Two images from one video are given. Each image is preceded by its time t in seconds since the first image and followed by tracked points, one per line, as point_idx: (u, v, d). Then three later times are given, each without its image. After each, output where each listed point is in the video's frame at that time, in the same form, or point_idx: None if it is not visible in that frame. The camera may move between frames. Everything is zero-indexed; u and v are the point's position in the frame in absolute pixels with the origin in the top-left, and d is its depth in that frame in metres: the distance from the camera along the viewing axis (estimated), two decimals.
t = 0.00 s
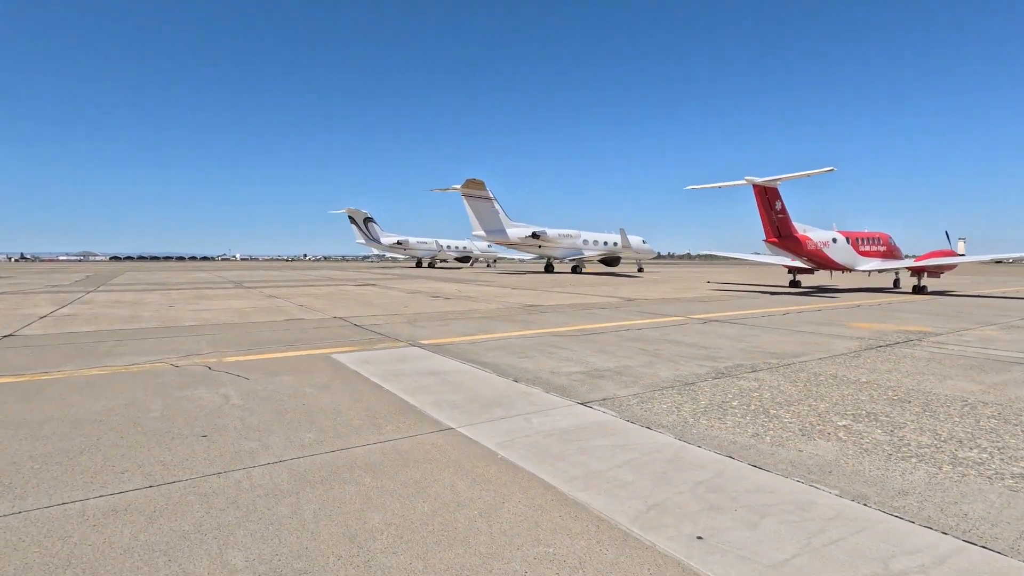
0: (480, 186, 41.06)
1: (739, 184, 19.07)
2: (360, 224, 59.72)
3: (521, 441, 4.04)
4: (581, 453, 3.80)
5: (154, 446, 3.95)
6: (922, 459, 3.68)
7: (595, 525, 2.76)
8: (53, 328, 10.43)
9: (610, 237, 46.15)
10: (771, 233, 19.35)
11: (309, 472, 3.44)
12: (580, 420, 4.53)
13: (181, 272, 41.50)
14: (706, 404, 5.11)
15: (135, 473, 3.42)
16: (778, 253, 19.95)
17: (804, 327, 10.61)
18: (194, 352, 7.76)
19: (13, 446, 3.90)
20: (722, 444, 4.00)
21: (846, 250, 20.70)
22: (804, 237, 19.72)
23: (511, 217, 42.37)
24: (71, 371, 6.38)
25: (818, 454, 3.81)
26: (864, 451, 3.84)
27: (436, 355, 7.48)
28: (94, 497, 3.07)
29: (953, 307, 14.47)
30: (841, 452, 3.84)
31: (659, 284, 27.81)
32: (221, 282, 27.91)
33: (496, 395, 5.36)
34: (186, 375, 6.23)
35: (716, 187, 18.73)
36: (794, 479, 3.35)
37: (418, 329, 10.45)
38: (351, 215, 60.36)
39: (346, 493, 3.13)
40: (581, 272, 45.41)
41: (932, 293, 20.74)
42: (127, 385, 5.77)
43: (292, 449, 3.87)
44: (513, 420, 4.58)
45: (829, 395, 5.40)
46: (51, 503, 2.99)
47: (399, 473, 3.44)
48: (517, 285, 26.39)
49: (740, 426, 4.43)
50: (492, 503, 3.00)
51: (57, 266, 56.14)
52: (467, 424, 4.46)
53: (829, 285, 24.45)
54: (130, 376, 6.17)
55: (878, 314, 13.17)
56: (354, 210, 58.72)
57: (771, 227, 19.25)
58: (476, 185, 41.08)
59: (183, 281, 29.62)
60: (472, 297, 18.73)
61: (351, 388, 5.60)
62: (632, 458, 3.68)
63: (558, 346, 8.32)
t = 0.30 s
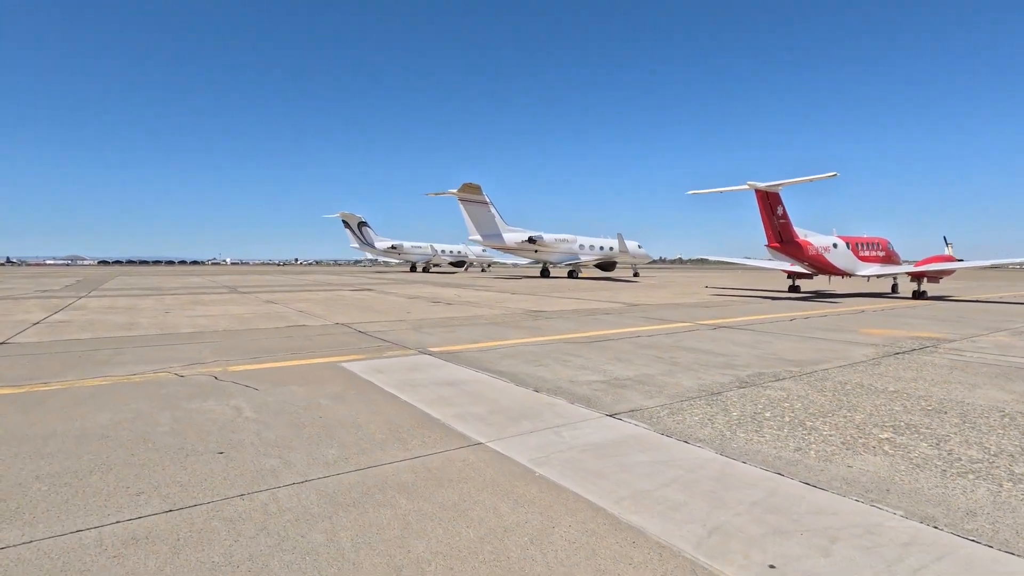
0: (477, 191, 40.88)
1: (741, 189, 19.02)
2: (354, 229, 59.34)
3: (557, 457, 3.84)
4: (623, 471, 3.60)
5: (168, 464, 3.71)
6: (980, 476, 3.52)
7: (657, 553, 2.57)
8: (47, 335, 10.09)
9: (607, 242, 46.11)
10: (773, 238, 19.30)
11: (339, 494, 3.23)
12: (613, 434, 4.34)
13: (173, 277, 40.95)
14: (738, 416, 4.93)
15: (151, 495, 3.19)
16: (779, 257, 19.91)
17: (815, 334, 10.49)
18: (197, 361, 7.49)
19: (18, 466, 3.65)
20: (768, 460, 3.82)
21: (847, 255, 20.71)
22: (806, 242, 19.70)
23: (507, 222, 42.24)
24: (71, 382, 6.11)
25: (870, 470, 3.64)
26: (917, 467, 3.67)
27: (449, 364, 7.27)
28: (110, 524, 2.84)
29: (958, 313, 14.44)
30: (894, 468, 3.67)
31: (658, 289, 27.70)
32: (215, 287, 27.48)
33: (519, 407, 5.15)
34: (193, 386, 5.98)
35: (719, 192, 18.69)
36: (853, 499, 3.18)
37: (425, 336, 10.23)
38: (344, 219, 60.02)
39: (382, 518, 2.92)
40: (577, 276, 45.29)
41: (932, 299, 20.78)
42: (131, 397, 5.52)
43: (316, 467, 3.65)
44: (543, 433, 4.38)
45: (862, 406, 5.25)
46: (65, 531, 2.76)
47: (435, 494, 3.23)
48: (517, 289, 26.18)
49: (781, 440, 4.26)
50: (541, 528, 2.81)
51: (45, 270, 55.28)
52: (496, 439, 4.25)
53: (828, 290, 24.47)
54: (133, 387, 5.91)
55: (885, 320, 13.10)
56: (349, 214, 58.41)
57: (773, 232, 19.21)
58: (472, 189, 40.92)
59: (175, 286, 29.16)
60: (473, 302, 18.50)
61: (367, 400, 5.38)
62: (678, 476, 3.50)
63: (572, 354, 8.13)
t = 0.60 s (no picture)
0: (475, 194, 40.68)
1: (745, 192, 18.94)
2: (351, 232, 59.01)
3: (595, 469, 3.65)
4: (666, 483, 3.42)
5: (184, 477, 3.50)
6: None
7: None
8: (43, 339, 9.81)
9: (605, 245, 46.02)
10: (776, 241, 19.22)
11: (371, 509, 3.02)
12: (648, 443, 4.16)
13: (168, 279, 40.54)
14: (772, 423, 4.76)
15: (170, 512, 2.98)
16: (782, 261, 19.83)
17: (828, 337, 10.37)
18: (202, 366, 7.25)
19: (22, 481, 3.42)
20: (815, 471, 3.64)
21: (849, 258, 20.67)
22: (809, 245, 19.63)
23: (505, 225, 42.07)
24: (73, 389, 5.87)
25: (924, 482, 3.47)
26: (973, 479, 3.51)
27: (463, 369, 7.08)
28: (128, 545, 2.63)
29: (965, 316, 14.38)
30: (948, 479, 3.51)
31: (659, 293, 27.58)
32: (211, 290, 27.14)
33: (544, 414, 4.96)
34: (200, 392, 5.75)
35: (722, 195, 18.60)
36: (917, 513, 3.01)
37: (433, 340, 10.02)
38: (340, 222, 59.67)
39: (422, 536, 2.72)
40: (575, 279, 45.15)
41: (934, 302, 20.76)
42: (137, 404, 5.29)
43: (341, 480, 3.45)
44: (574, 443, 4.19)
45: (897, 412, 5.09)
46: (81, 553, 2.55)
47: (474, 509, 3.04)
48: (517, 293, 26.00)
49: (823, 448, 4.09)
50: (593, 547, 2.62)
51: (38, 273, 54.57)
52: (526, 449, 4.06)
53: (829, 293, 24.42)
54: (139, 393, 5.69)
55: (894, 323, 13.01)
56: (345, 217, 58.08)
57: (776, 235, 19.13)
58: (471, 192, 40.71)
59: (172, 289, 28.81)
60: (476, 305, 18.29)
61: (385, 407, 5.18)
62: (725, 489, 3.32)
63: (587, 359, 7.95)
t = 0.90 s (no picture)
0: (476, 199, 40.50)
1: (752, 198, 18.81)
2: (350, 237, 58.72)
3: (642, 489, 3.45)
4: (721, 506, 3.22)
5: (207, 499, 3.29)
6: None
7: None
8: (45, 347, 9.56)
9: (606, 251, 45.87)
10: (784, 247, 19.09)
11: (412, 537, 2.82)
12: (691, 461, 3.96)
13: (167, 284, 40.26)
14: (814, 438, 4.56)
15: (196, 540, 2.77)
16: (789, 266, 19.69)
17: (846, 345, 10.20)
18: (212, 376, 7.03)
19: (34, 504, 3.20)
20: (875, 491, 3.44)
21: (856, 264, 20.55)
22: (816, 251, 19.50)
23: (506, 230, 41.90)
24: (80, 401, 5.65)
25: (993, 504, 3.27)
26: None
27: (482, 379, 6.87)
28: None
29: (978, 323, 14.24)
30: (1018, 501, 3.32)
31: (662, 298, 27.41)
32: (212, 295, 26.89)
33: (575, 428, 4.75)
34: (213, 405, 5.53)
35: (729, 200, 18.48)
36: (997, 540, 2.81)
37: (444, 348, 9.81)
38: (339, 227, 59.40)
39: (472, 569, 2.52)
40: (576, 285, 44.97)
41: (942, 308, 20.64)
42: (149, 418, 5.06)
43: (376, 504, 3.24)
44: (613, 460, 3.99)
45: (940, 426, 4.90)
46: None
47: (523, 537, 2.83)
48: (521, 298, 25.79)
49: (876, 466, 3.89)
50: None
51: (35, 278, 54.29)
52: (564, 467, 3.85)
53: (835, 299, 24.30)
54: (149, 406, 5.46)
55: (908, 330, 12.85)
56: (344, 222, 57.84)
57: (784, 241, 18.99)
58: (472, 197, 40.55)
59: (171, 294, 28.54)
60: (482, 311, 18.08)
61: (408, 420, 4.97)
62: (785, 513, 3.12)
63: (606, 368, 7.75)
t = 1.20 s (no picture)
0: (478, 199, 40.34)
1: (761, 198, 18.70)
2: (349, 237, 58.50)
3: (702, 496, 3.29)
4: (789, 514, 3.06)
5: (247, 508, 3.12)
6: None
7: None
8: (52, 348, 9.35)
9: (608, 252, 45.75)
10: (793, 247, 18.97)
11: (473, 549, 2.65)
12: (744, 466, 3.80)
13: (167, 285, 39.96)
14: (864, 441, 4.41)
15: (243, 553, 2.60)
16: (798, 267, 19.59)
17: (867, 346, 10.07)
18: (228, 377, 6.85)
19: (64, 513, 3.03)
20: (946, 498, 3.28)
21: (864, 265, 20.47)
22: (825, 252, 19.40)
23: (508, 231, 41.75)
24: (97, 404, 5.46)
25: None
26: None
27: (507, 380, 6.71)
28: None
29: (992, 324, 14.14)
30: None
31: (668, 299, 27.28)
32: (213, 296, 26.62)
33: (616, 432, 4.59)
34: (236, 407, 5.35)
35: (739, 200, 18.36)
36: None
37: (460, 348, 9.64)
38: (339, 228, 59.19)
39: None
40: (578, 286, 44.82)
41: (950, 309, 20.57)
42: (171, 421, 4.88)
43: (426, 513, 3.08)
44: (663, 464, 3.83)
45: (989, 428, 4.76)
46: None
47: (590, 548, 2.67)
48: (525, 299, 25.65)
49: (937, 470, 3.74)
50: None
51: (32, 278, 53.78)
52: (614, 473, 3.69)
53: (842, 300, 24.20)
54: (170, 409, 5.28)
55: (923, 330, 12.75)
56: (344, 222, 57.69)
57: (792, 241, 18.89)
58: (473, 198, 40.39)
59: (171, 295, 28.21)
60: (489, 312, 17.91)
61: (441, 424, 4.80)
62: (859, 522, 2.97)
63: (631, 369, 7.60)
